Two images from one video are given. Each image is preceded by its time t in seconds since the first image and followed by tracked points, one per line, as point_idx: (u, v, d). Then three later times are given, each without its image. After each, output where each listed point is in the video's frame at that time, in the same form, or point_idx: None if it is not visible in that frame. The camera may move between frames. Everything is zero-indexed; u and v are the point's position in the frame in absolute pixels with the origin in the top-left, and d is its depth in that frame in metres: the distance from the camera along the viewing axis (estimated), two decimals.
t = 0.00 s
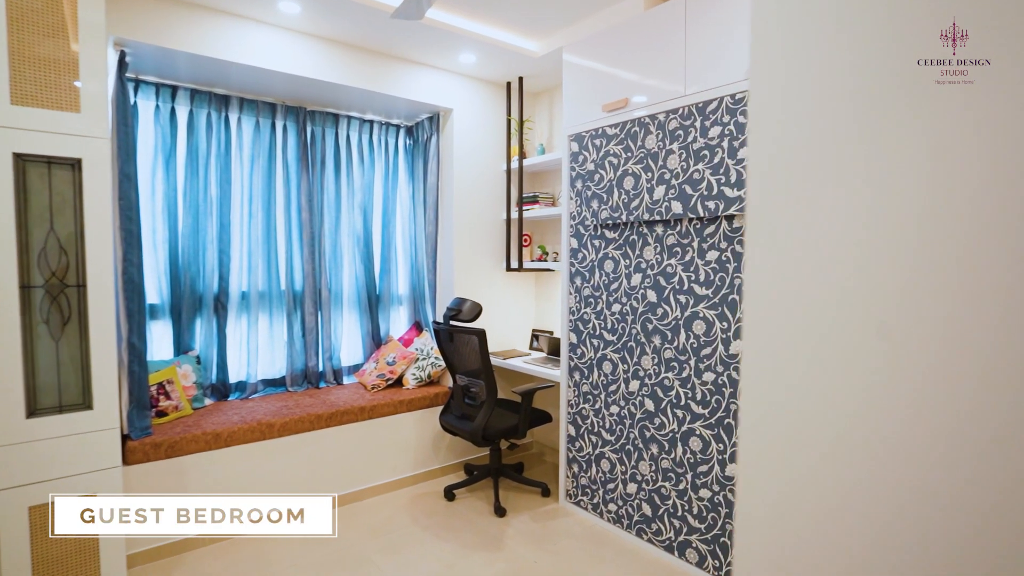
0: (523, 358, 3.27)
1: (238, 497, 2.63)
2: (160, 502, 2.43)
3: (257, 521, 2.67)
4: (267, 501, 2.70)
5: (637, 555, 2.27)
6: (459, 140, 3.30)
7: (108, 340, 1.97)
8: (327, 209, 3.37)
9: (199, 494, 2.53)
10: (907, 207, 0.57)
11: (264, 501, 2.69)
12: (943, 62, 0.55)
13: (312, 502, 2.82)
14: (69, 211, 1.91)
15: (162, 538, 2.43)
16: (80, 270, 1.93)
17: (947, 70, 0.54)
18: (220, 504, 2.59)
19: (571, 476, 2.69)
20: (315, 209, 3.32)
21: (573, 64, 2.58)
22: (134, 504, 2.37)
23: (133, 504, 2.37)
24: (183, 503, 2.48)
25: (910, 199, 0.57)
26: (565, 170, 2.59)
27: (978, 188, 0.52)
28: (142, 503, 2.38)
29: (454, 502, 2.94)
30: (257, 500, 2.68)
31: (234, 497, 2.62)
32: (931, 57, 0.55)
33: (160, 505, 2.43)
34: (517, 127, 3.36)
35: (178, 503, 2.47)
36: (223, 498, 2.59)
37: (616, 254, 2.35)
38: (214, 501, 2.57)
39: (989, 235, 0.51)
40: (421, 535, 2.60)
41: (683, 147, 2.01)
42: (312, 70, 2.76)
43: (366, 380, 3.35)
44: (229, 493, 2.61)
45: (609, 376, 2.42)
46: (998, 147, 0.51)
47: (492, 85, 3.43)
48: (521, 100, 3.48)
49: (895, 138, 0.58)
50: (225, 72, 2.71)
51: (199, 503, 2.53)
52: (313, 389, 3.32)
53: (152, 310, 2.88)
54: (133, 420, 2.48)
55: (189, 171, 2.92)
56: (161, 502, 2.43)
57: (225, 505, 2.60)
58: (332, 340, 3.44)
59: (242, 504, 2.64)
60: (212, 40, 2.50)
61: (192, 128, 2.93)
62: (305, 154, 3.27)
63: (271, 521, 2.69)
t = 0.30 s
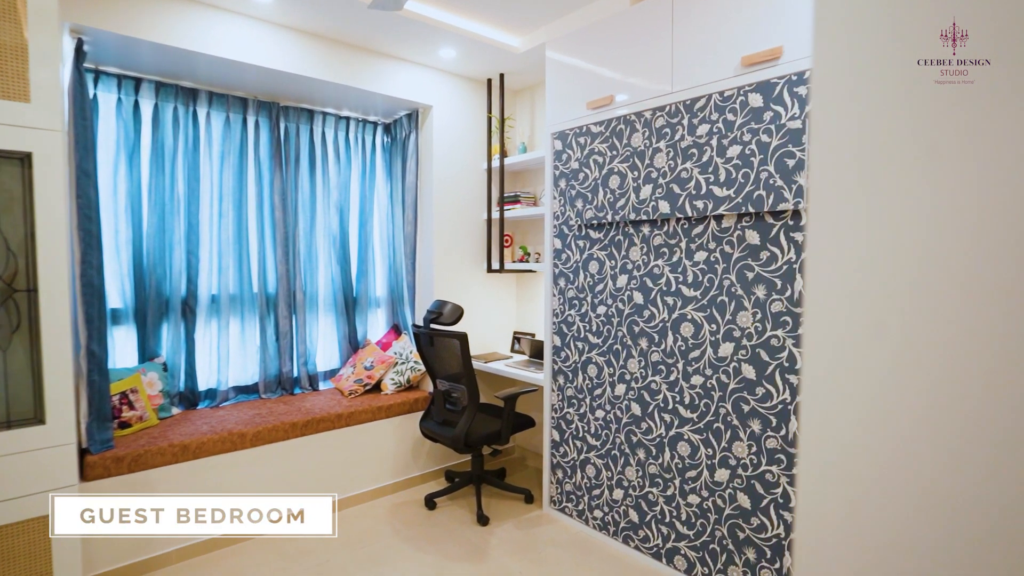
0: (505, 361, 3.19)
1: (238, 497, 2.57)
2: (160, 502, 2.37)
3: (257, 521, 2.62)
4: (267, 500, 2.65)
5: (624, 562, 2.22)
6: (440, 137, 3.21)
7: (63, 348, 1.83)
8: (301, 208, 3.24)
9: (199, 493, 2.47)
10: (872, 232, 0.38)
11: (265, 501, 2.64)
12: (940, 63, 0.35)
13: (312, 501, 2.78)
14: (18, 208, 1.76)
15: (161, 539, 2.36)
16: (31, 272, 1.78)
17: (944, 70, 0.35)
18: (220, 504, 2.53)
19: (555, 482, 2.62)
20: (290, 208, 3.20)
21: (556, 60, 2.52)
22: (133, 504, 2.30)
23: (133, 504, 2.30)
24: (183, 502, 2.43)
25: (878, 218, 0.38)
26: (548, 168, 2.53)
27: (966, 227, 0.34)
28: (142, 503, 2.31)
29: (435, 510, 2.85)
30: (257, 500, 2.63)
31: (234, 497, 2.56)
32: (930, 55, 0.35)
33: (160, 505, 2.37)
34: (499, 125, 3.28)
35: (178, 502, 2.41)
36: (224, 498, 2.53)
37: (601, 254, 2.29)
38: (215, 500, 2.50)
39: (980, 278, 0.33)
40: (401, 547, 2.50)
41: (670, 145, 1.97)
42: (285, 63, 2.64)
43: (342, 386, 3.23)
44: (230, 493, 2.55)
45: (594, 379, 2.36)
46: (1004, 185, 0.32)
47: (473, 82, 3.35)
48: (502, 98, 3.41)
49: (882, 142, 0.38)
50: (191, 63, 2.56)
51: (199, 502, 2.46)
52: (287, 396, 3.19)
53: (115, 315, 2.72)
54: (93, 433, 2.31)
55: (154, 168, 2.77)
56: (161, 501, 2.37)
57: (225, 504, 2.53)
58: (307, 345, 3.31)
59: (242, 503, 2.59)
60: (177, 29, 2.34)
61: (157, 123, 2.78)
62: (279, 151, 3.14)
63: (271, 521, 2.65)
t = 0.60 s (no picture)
0: (485, 365, 3.11)
1: (239, 496, 2.52)
2: (161, 501, 2.30)
3: (257, 521, 2.56)
4: (267, 500, 2.60)
5: (609, 571, 2.16)
6: (417, 135, 3.12)
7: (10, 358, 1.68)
8: (272, 208, 3.10)
9: (200, 493, 2.41)
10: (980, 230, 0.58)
11: (265, 501, 2.59)
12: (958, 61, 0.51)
13: (312, 501, 2.75)
14: None
15: (161, 539, 2.30)
16: None
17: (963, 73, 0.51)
18: (220, 503, 2.47)
19: (538, 490, 2.55)
20: (260, 208, 3.05)
21: (537, 58, 2.45)
22: (133, 504, 2.23)
23: (133, 504, 2.23)
24: (184, 502, 2.36)
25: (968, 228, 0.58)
26: (530, 168, 2.47)
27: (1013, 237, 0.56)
28: (142, 503, 2.25)
29: (415, 520, 2.74)
30: (257, 500, 2.58)
31: (235, 496, 2.50)
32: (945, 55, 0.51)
33: (160, 505, 2.30)
34: (478, 123, 3.20)
35: (179, 502, 2.35)
36: (224, 497, 2.47)
37: (584, 256, 2.24)
38: (215, 500, 2.44)
39: None
40: (379, 560, 2.39)
41: (656, 144, 1.92)
42: (257, 55, 2.51)
43: (317, 393, 3.11)
44: (230, 492, 2.49)
45: (578, 383, 2.31)
46: None
47: (451, 80, 3.27)
48: (481, 96, 3.33)
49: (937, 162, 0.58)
50: (154, 54, 2.41)
51: (200, 502, 2.40)
52: (258, 404, 3.04)
53: (71, 321, 2.54)
54: (47, 449, 2.15)
55: (114, 165, 2.60)
56: (161, 501, 2.31)
57: (225, 504, 2.47)
58: (279, 351, 3.17)
59: (242, 503, 2.53)
60: (138, 16, 2.19)
61: (117, 117, 2.61)
62: (249, 148, 2.99)
63: (271, 521, 2.60)
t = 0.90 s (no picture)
0: (463, 370, 3.02)
1: (204, 514, 2.37)
2: (161, 501, 2.26)
3: (257, 521, 2.52)
4: (268, 500, 2.56)
5: None
6: (392, 133, 3.01)
7: None
8: (240, 207, 2.95)
9: (187, 498, 2.33)
10: None
11: (265, 501, 2.55)
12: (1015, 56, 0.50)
13: (312, 501, 2.73)
14: None
15: (161, 540, 2.25)
16: None
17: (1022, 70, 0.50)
18: (220, 503, 2.42)
19: (519, 498, 2.48)
20: (226, 207, 2.90)
21: (516, 54, 2.39)
22: (133, 504, 2.18)
23: (133, 504, 2.19)
24: (184, 501, 2.32)
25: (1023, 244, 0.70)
26: (509, 167, 2.40)
27: None
28: (142, 503, 2.20)
29: (392, 533, 2.64)
30: (258, 500, 2.53)
31: (233, 495, 2.45)
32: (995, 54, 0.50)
33: (160, 505, 2.25)
34: (455, 121, 3.12)
35: (179, 502, 2.30)
36: (224, 497, 2.42)
37: (566, 258, 2.18)
38: (215, 500, 2.40)
39: None
40: None
41: (641, 143, 1.88)
42: (222, 46, 2.37)
43: (287, 401, 2.97)
44: (231, 492, 2.45)
45: (560, 389, 2.25)
46: None
47: (428, 76, 3.17)
48: (458, 93, 3.25)
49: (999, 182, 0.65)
50: (109, 42, 2.24)
51: (200, 501, 2.36)
52: (225, 414, 2.88)
53: (17, 329, 2.35)
54: None
55: (65, 160, 2.42)
56: (161, 501, 2.26)
57: (225, 504, 2.43)
58: (248, 357, 3.02)
59: (243, 503, 2.48)
60: None
61: (67, 108, 2.43)
62: (214, 144, 2.83)
63: (271, 521, 2.57)
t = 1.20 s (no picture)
0: (441, 376, 2.93)
1: (164, 534, 2.21)
2: (116, 522, 2.09)
3: (257, 521, 2.48)
4: (267, 500, 2.53)
5: None
6: (366, 130, 2.90)
7: None
8: (203, 206, 2.78)
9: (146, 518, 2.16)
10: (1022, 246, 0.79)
11: (265, 501, 2.52)
12: None
13: (292, 512, 2.63)
14: None
15: (160, 541, 2.19)
16: None
17: None
18: (220, 503, 2.38)
19: (500, 508, 2.41)
20: (188, 206, 2.73)
21: (494, 51, 2.32)
22: (133, 504, 2.12)
23: (133, 504, 2.12)
24: (184, 502, 2.26)
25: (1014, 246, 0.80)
26: (488, 166, 2.32)
27: None
28: (142, 502, 2.14)
29: (368, 547, 2.53)
30: (257, 500, 2.49)
31: (197, 513, 2.30)
32: None
33: (160, 505, 2.19)
34: (431, 119, 3.02)
35: (179, 501, 2.25)
36: (199, 509, 2.30)
37: (548, 260, 2.11)
38: (215, 500, 2.36)
39: None
40: None
41: (625, 143, 1.83)
42: (183, 34, 2.23)
43: (255, 411, 2.82)
44: (194, 509, 2.29)
45: (542, 395, 2.18)
46: None
47: (403, 72, 3.07)
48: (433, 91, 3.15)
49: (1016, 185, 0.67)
50: (56, 26, 2.08)
51: (200, 501, 2.31)
52: (188, 426, 2.71)
53: None
54: None
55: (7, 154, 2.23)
56: (161, 500, 2.20)
57: (225, 504, 2.39)
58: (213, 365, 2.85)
59: (242, 503, 2.44)
60: None
61: (10, 98, 2.24)
62: (175, 139, 2.67)
63: (271, 521, 2.53)
